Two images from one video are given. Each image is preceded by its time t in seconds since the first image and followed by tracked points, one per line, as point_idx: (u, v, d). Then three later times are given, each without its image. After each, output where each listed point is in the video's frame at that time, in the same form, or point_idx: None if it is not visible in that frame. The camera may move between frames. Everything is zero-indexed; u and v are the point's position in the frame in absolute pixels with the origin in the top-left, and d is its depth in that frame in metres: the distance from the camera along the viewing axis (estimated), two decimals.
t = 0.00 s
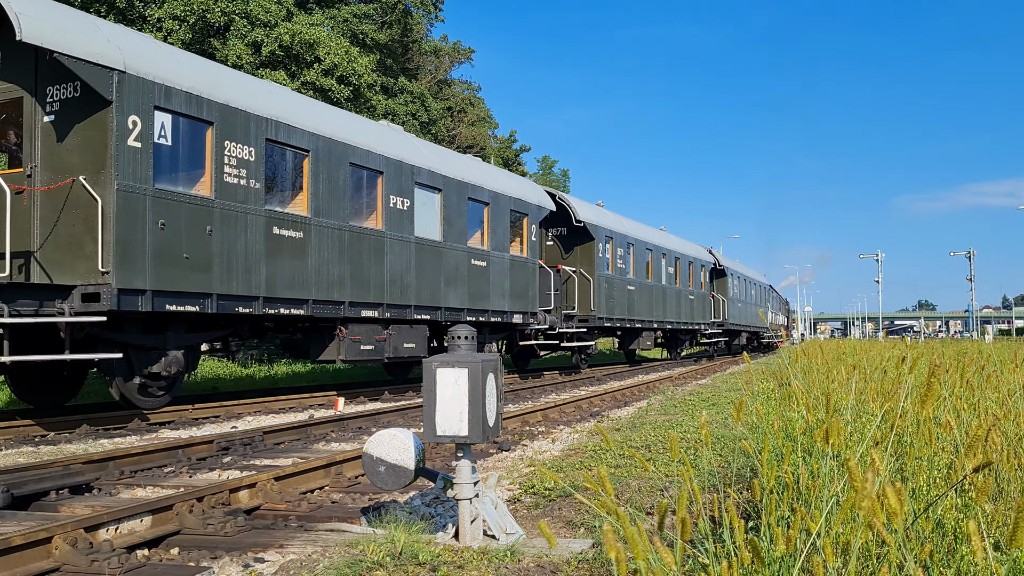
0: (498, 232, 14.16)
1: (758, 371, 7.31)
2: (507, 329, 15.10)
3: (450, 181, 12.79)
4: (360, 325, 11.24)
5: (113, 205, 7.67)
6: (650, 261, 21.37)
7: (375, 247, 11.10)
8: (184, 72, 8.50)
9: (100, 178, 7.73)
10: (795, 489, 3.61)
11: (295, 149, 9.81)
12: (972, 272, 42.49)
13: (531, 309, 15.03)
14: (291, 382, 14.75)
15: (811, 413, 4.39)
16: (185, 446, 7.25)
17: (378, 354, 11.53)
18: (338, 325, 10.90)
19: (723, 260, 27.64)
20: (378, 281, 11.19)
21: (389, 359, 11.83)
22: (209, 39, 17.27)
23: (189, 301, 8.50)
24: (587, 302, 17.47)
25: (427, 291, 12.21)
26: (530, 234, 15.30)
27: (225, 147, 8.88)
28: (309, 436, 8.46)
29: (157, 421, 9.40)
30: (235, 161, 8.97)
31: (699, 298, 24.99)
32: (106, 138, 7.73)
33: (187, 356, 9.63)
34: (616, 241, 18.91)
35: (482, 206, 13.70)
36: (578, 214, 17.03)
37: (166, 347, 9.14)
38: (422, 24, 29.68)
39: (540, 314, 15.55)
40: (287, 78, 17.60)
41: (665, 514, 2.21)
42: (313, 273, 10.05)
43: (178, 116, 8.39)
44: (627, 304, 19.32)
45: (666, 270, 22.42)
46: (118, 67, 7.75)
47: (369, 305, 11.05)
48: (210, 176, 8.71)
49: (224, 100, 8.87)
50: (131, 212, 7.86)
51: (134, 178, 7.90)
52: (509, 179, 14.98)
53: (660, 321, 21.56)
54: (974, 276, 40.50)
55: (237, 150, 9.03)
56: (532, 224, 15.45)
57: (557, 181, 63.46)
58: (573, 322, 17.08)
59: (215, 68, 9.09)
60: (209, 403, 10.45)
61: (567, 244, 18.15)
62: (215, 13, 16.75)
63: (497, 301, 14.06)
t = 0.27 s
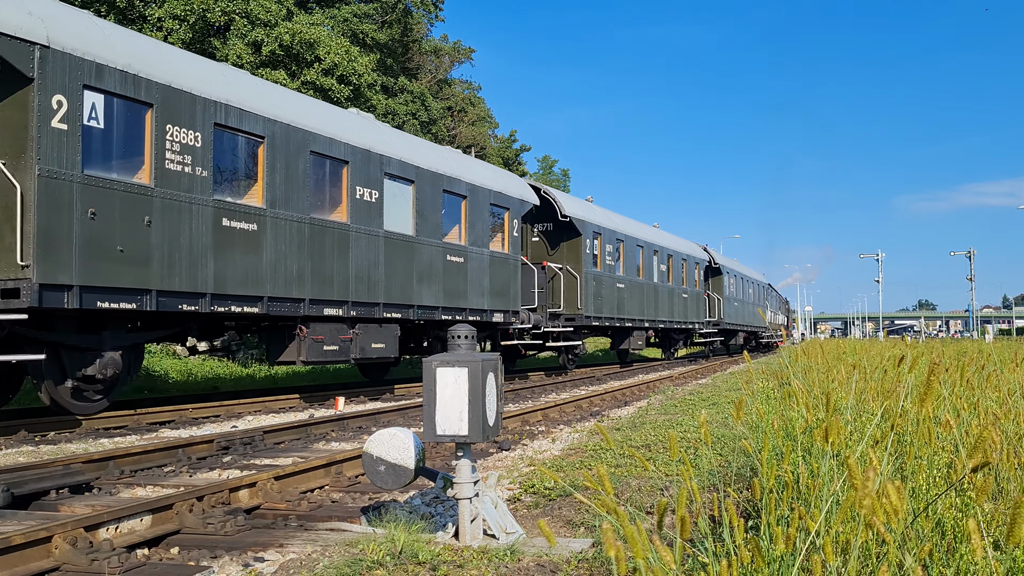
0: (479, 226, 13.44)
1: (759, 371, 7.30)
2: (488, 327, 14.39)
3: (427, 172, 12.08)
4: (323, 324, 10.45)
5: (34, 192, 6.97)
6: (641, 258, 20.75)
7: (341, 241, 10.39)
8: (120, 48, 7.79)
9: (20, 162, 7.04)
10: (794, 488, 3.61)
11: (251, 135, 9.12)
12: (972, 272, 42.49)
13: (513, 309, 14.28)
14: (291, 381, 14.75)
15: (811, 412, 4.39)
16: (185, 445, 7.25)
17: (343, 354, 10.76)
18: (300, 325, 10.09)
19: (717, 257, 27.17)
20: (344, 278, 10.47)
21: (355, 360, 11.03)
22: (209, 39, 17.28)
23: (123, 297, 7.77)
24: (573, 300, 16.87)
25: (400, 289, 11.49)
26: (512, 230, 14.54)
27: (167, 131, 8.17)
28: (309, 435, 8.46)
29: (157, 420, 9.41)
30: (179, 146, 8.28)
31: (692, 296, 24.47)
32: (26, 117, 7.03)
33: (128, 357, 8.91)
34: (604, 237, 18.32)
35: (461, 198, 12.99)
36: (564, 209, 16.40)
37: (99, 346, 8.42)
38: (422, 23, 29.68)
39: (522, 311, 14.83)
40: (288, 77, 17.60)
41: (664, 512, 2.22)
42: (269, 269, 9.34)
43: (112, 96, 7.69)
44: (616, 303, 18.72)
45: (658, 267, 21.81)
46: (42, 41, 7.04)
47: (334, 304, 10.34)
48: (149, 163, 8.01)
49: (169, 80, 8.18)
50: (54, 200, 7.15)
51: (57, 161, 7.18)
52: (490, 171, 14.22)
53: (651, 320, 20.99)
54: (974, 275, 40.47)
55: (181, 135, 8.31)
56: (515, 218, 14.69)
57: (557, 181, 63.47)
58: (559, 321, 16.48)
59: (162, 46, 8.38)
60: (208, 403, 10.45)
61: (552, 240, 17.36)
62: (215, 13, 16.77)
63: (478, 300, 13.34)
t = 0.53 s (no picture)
0: (454, 219, 12.83)
1: (759, 371, 7.31)
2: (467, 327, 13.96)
3: (394, 162, 11.53)
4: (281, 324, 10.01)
5: None
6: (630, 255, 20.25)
7: (299, 235, 9.88)
8: (43, 22, 7.25)
9: None
10: (796, 488, 3.62)
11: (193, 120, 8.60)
12: (972, 271, 42.49)
13: (491, 307, 13.71)
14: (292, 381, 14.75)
15: (811, 412, 4.40)
16: (186, 444, 7.25)
17: (306, 356, 10.27)
18: (253, 324, 9.70)
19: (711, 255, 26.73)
20: (303, 274, 9.95)
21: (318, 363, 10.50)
22: (209, 39, 17.29)
23: (48, 294, 7.28)
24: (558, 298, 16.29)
25: (364, 285, 10.93)
26: (492, 224, 13.99)
27: (98, 113, 7.64)
28: (310, 435, 8.47)
29: (157, 420, 9.41)
30: (109, 130, 7.75)
31: (685, 294, 23.99)
32: None
33: (59, 360, 8.54)
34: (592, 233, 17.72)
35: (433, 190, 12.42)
36: (548, 203, 15.79)
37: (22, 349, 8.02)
38: (422, 24, 29.68)
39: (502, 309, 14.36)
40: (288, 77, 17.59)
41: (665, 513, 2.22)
42: (217, 264, 8.82)
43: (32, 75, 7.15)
44: (604, 301, 18.15)
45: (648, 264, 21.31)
46: None
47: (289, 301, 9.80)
48: (77, 148, 7.48)
49: (98, 58, 7.65)
50: None
51: None
52: (469, 162, 13.67)
53: (642, 319, 20.42)
54: (975, 274, 40.51)
55: (115, 117, 7.80)
56: (495, 212, 14.13)
57: (557, 180, 63.52)
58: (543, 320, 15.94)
59: (93, 23, 7.85)
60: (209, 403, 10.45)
61: (537, 236, 16.78)
62: (215, 13, 16.78)
63: (452, 297, 12.78)
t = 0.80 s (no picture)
0: (425, 211, 12.12)
1: (759, 371, 7.31)
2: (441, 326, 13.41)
3: (358, 151, 10.81)
4: (232, 322, 9.34)
5: None
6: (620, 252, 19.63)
7: (251, 226, 9.22)
8: None
9: None
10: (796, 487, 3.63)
11: (128, 101, 7.87)
12: (972, 270, 42.46)
13: (467, 305, 13.08)
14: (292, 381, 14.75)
15: (812, 411, 4.40)
16: (186, 444, 7.25)
17: (261, 357, 9.59)
18: (200, 322, 8.98)
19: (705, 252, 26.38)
20: (256, 268, 9.27)
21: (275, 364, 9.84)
22: (209, 38, 17.29)
23: None
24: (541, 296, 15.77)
25: (326, 282, 10.25)
26: (469, 218, 13.32)
27: (16, 91, 6.89)
28: (310, 434, 8.47)
29: (158, 420, 9.41)
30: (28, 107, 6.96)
31: (678, 292, 23.55)
32: None
33: None
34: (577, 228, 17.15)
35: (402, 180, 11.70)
36: (531, 196, 15.20)
37: None
38: (423, 23, 29.68)
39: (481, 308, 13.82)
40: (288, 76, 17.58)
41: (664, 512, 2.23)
42: (157, 257, 8.13)
43: None
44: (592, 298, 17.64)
45: (639, 261, 20.71)
46: None
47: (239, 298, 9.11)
48: None
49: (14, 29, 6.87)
50: None
51: None
52: (445, 152, 12.98)
53: (631, 317, 19.92)
54: (975, 274, 40.54)
55: (37, 96, 7.04)
56: (473, 205, 13.44)
57: (558, 180, 63.49)
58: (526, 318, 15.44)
59: None
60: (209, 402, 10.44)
61: (520, 231, 16.20)
62: (215, 12, 16.79)
63: (425, 294, 12.12)
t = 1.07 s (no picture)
0: (393, 204, 11.44)
1: (760, 370, 7.32)
2: (417, 325, 12.74)
3: (318, 139, 10.14)
4: (176, 321, 8.60)
5: None
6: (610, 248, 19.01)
7: (196, 217, 8.55)
8: None
9: None
10: (796, 486, 3.64)
11: (55, 80, 7.21)
12: (971, 269, 42.45)
13: (440, 302, 12.44)
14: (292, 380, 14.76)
15: (812, 410, 4.41)
16: (186, 443, 7.26)
17: (210, 358, 8.91)
18: (138, 321, 8.22)
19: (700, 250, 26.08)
20: (202, 263, 8.62)
21: (226, 364, 9.18)
22: (209, 38, 17.30)
23: None
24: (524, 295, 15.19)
25: (281, 277, 9.59)
26: (444, 212, 12.66)
27: None
28: (310, 434, 8.47)
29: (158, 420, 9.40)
30: None
31: (671, 290, 23.06)
32: None
33: None
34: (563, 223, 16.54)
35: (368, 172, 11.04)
36: (513, 190, 14.57)
37: None
38: (423, 22, 29.69)
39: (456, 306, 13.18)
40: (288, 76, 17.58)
41: (664, 511, 2.23)
42: (87, 252, 7.45)
43: None
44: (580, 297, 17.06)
45: (630, 257, 19.99)
46: None
47: (182, 295, 8.43)
48: None
49: None
50: None
51: None
52: (417, 142, 12.33)
53: (622, 316, 19.36)
54: (975, 274, 40.57)
55: None
56: (447, 198, 12.79)
57: (558, 179, 63.47)
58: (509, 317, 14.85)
59: None
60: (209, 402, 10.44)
61: (503, 226, 15.62)
62: (215, 12, 16.81)
63: (394, 291, 11.47)
